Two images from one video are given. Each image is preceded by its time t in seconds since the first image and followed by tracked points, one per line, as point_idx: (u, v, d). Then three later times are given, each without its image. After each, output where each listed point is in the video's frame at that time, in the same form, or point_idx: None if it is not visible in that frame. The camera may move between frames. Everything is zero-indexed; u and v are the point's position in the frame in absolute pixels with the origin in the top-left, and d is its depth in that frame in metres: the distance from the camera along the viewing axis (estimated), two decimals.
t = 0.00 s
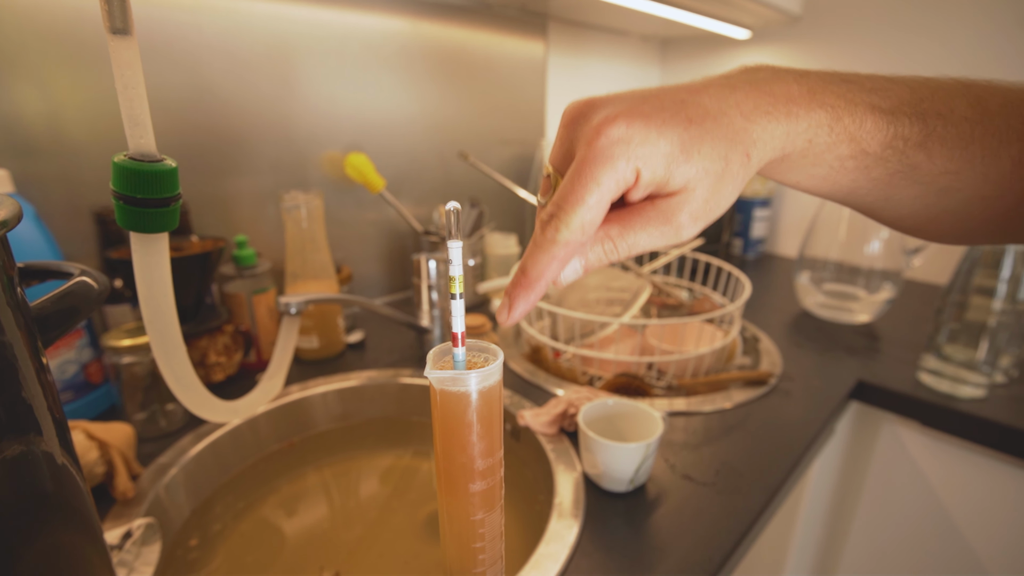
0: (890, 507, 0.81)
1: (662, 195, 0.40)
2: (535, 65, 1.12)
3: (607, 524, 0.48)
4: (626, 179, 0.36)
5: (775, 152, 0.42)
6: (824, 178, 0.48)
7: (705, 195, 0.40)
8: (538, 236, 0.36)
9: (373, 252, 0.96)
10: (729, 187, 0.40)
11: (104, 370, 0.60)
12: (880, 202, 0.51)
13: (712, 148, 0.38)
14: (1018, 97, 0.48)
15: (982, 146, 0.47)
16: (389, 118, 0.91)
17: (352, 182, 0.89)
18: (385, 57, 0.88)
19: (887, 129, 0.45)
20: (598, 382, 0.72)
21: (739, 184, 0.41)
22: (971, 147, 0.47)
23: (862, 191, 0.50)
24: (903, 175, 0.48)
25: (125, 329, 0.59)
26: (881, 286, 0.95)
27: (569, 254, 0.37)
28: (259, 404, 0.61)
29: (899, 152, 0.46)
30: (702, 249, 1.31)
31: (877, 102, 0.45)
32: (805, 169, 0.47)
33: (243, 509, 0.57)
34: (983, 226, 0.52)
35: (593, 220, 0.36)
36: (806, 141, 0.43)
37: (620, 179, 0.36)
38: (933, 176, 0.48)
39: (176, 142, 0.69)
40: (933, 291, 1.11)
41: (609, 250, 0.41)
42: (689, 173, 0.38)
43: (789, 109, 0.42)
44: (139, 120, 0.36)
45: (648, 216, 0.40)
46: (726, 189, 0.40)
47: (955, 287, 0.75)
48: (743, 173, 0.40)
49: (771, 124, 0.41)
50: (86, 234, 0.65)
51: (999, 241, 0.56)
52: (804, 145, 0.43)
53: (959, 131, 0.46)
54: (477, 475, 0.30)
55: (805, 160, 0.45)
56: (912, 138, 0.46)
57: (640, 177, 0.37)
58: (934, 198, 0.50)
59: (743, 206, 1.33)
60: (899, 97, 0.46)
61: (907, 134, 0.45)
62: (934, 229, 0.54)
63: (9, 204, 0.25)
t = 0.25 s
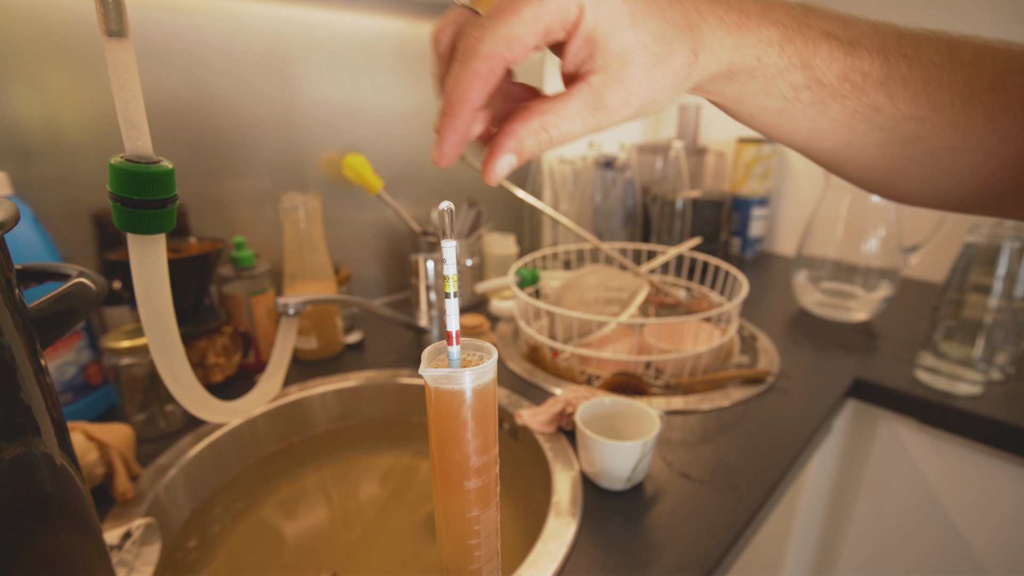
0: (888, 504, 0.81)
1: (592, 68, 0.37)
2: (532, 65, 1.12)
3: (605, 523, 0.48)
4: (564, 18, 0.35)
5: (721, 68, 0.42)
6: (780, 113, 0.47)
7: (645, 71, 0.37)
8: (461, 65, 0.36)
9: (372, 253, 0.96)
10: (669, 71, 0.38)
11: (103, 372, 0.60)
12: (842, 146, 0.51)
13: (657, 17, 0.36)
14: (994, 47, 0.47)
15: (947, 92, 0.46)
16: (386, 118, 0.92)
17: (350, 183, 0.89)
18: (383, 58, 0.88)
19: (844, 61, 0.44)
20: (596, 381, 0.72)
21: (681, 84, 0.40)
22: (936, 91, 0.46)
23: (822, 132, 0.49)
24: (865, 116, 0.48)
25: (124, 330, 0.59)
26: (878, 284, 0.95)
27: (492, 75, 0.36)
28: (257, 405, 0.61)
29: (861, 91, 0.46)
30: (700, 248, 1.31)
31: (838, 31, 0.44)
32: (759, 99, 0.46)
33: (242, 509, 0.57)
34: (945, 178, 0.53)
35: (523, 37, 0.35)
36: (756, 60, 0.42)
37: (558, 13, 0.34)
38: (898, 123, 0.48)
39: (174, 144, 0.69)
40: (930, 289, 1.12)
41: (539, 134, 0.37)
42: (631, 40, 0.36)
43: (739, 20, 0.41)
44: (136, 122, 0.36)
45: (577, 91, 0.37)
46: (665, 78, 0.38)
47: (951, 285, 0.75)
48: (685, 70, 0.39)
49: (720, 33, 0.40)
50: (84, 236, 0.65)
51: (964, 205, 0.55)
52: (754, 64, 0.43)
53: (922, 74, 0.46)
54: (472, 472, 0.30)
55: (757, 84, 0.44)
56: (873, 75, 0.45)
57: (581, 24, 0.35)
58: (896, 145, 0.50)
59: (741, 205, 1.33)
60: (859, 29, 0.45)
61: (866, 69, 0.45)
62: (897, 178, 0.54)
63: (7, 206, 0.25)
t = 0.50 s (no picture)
0: (888, 503, 0.81)
1: (547, 67, 0.34)
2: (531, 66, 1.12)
3: (605, 523, 0.48)
4: (514, 24, 0.31)
5: (696, 32, 0.39)
6: (762, 80, 0.45)
7: (607, 56, 0.34)
8: (413, 101, 0.32)
9: (372, 253, 0.97)
10: (634, 52, 0.35)
11: (104, 373, 0.60)
12: (831, 119, 0.48)
13: None
14: (988, 8, 0.46)
15: (939, 56, 0.45)
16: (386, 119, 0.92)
17: (349, 183, 0.89)
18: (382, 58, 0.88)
19: (830, 20, 0.43)
20: (596, 381, 0.72)
21: (649, 61, 0.37)
22: (928, 54, 0.45)
23: (809, 102, 0.47)
24: (852, 82, 0.45)
25: (125, 331, 0.59)
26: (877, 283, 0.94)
27: (450, 106, 0.32)
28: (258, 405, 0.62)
29: (847, 52, 0.44)
30: (699, 248, 1.31)
31: None
32: (739, 66, 0.43)
33: (243, 510, 0.57)
34: (937, 152, 0.51)
35: (476, 57, 0.31)
36: (734, 20, 0.40)
37: (508, 19, 0.31)
38: (887, 89, 0.46)
39: (174, 145, 0.69)
40: (929, 289, 1.12)
41: (508, 147, 0.35)
42: (589, 28, 0.33)
43: None
44: (137, 124, 0.36)
45: (535, 91, 0.34)
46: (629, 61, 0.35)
47: (950, 284, 0.76)
48: (653, 47, 0.36)
49: None
50: (84, 237, 0.65)
51: (959, 182, 0.53)
52: (733, 24, 0.40)
53: (912, 35, 0.45)
54: (473, 473, 0.30)
55: (735, 47, 0.42)
56: (860, 34, 0.44)
57: (532, 22, 0.32)
58: (887, 115, 0.48)
59: (740, 205, 1.34)
60: None
61: (851, 29, 0.43)
62: (889, 155, 0.52)
63: (9, 208, 0.26)
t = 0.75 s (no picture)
0: (887, 504, 0.81)
1: (541, 109, 0.34)
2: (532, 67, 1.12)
3: (606, 523, 0.49)
4: (501, 74, 0.32)
5: (689, 54, 0.38)
6: (756, 96, 0.45)
7: (600, 93, 0.34)
8: (406, 153, 0.33)
9: (372, 254, 0.97)
10: (626, 86, 0.35)
11: (105, 374, 0.60)
12: (828, 130, 0.48)
13: (605, 35, 0.33)
14: (981, 14, 0.47)
15: (933, 65, 0.45)
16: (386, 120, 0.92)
17: (350, 184, 0.89)
18: (382, 59, 0.88)
19: (822, 34, 0.43)
20: (596, 382, 0.72)
21: (645, 88, 0.37)
22: (922, 64, 0.45)
23: (805, 115, 0.47)
24: (847, 95, 0.46)
25: (126, 333, 0.59)
26: (877, 284, 0.94)
27: (441, 157, 0.33)
28: (259, 407, 0.62)
29: (841, 65, 0.44)
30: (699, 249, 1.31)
31: (811, 4, 0.43)
32: (732, 82, 0.44)
33: (244, 511, 0.57)
34: (935, 158, 0.51)
35: (462, 110, 0.32)
36: (726, 39, 0.40)
37: (493, 72, 0.31)
38: (883, 99, 0.46)
39: (175, 147, 0.70)
40: (929, 289, 1.12)
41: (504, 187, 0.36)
42: (578, 69, 0.33)
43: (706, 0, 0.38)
44: (140, 128, 0.36)
45: (532, 133, 0.35)
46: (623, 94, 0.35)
47: (950, 285, 0.76)
48: (646, 76, 0.36)
49: (683, 18, 0.36)
50: (85, 238, 0.65)
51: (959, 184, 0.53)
52: (725, 43, 0.40)
53: (905, 45, 0.45)
54: (475, 475, 0.30)
55: (729, 65, 0.42)
56: (853, 48, 0.44)
57: (518, 70, 0.32)
58: (884, 125, 0.48)
59: (740, 205, 1.34)
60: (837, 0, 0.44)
61: (844, 43, 0.43)
62: (887, 162, 0.52)
63: (14, 212, 0.26)
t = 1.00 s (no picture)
0: (887, 504, 0.81)
1: (541, 120, 0.34)
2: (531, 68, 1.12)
3: (606, 524, 0.49)
4: (504, 87, 0.32)
5: (685, 71, 0.38)
6: (753, 109, 0.45)
7: (599, 106, 0.34)
8: (415, 168, 0.33)
9: (372, 255, 0.97)
10: (625, 101, 0.35)
11: (106, 375, 0.61)
12: (823, 142, 0.48)
13: (605, 49, 0.33)
14: (975, 27, 0.47)
15: (927, 78, 0.45)
16: (386, 121, 0.92)
17: (350, 185, 0.90)
18: (382, 60, 0.88)
19: (817, 50, 0.42)
20: (596, 383, 0.72)
21: (642, 103, 0.37)
22: (916, 77, 0.45)
23: (800, 127, 0.47)
24: (842, 108, 0.46)
25: (126, 334, 0.59)
26: (877, 284, 0.95)
27: (450, 169, 0.33)
28: (259, 408, 0.62)
29: (836, 79, 0.44)
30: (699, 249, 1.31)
31: (806, 20, 0.43)
32: (729, 97, 0.43)
33: (244, 512, 0.57)
34: (930, 169, 0.51)
35: (468, 123, 0.31)
36: (722, 57, 0.40)
37: (497, 85, 0.31)
38: (878, 111, 0.46)
39: (175, 148, 0.70)
40: (929, 290, 1.12)
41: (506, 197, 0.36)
42: (578, 81, 0.33)
43: (701, 17, 0.37)
44: (140, 129, 0.36)
45: (532, 145, 0.35)
46: (621, 107, 0.35)
47: (950, 285, 0.76)
48: (643, 92, 0.36)
49: (681, 35, 0.36)
50: (85, 239, 0.65)
51: (953, 193, 0.54)
52: (720, 61, 0.40)
53: (899, 59, 0.45)
54: (475, 477, 0.30)
55: (724, 81, 0.42)
56: (847, 62, 0.44)
57: (520, 83, 0.32)
58: (878, 137, 0.48)
59: (740, 206, 1.34)
60: (832, 15, 0.44)
61: (839, 58, 0.43)
62: (882, 173, 0.52)
63: (14, 213, 0.26)
